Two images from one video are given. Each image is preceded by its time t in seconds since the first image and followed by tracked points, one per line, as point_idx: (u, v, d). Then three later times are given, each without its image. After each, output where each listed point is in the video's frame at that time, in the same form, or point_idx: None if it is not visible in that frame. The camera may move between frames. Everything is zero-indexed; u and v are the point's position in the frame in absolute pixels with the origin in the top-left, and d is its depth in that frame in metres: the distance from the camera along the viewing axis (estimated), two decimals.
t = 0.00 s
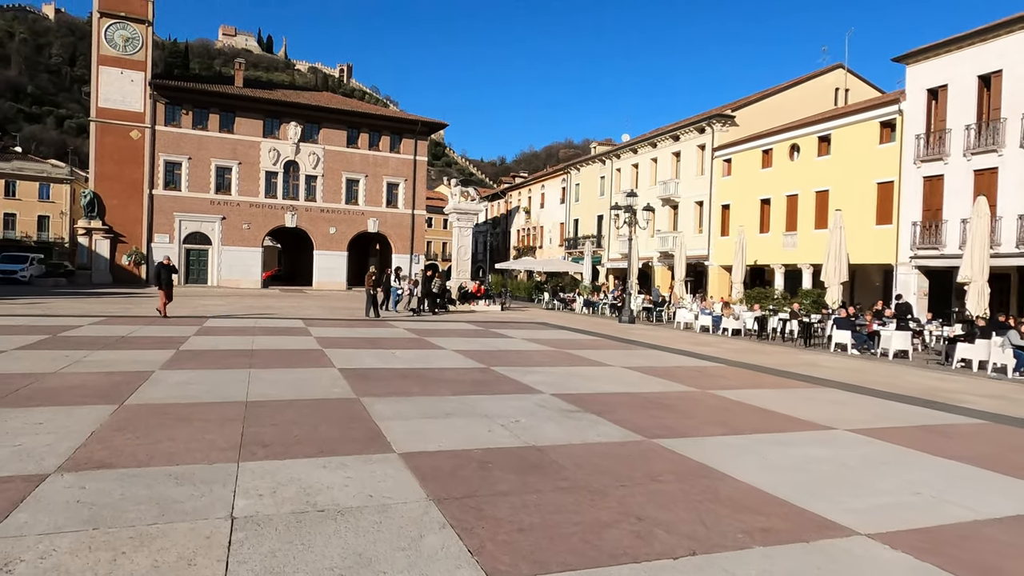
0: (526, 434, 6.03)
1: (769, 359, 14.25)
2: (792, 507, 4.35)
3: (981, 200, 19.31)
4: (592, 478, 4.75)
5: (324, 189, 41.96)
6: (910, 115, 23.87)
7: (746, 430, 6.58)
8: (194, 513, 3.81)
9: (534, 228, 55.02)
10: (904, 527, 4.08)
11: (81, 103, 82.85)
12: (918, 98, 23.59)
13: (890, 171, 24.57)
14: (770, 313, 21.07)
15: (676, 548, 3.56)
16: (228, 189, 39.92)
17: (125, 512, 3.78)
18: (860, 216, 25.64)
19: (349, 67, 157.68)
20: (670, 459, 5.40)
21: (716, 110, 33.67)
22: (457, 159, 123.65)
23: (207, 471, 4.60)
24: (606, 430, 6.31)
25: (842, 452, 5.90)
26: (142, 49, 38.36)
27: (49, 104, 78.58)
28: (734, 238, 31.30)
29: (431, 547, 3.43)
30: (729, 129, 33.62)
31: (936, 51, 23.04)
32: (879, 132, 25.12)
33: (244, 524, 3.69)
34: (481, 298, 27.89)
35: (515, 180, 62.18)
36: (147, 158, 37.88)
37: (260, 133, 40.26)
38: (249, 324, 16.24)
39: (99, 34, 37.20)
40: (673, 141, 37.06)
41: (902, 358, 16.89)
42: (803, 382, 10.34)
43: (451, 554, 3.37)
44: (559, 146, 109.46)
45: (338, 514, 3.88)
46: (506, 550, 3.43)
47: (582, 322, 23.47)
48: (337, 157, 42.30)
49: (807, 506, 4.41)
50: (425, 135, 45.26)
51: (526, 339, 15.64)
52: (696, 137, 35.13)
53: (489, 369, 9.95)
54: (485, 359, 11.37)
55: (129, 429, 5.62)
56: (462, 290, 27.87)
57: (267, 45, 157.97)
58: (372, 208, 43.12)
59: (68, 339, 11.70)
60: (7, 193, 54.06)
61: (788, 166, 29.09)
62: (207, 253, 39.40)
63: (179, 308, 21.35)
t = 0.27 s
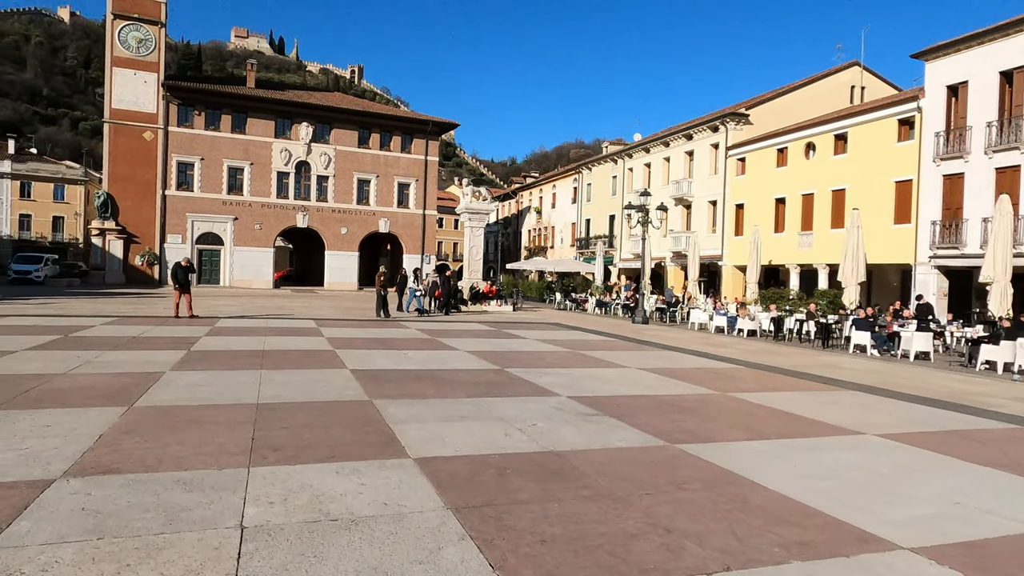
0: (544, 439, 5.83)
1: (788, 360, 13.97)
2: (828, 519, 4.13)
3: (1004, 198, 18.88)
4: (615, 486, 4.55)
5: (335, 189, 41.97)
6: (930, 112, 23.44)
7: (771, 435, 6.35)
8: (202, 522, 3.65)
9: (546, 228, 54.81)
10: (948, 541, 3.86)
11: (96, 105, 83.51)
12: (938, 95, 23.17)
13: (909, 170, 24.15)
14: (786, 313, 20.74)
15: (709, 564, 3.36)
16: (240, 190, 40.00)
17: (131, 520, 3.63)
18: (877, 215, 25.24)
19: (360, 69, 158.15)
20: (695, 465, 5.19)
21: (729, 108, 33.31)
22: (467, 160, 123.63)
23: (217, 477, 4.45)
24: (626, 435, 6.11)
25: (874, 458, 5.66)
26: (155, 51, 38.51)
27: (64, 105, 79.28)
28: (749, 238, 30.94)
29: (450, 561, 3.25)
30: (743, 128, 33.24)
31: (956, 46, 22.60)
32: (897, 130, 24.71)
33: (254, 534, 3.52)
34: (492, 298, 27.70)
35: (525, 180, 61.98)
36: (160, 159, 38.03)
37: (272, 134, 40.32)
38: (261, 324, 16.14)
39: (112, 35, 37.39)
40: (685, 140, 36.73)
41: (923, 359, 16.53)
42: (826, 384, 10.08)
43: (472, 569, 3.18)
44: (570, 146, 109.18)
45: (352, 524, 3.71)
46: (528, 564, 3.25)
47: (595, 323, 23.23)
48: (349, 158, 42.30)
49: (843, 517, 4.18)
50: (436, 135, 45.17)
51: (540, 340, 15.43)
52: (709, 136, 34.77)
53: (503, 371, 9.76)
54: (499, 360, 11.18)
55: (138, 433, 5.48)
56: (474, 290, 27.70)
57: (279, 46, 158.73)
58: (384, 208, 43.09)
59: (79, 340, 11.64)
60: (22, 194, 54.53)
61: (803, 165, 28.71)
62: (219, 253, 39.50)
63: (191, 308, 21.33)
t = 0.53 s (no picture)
0: (554, 447, 5.62)
1: (799, 363, 13.73)
2: (859, 535, 3.91)
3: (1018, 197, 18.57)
4: (632, 499, 4.34)
5: (340, 189, 41.85)
6: (942, 111, 23.12)
7: (790, 444, 6.13)
8: (199, 538, 3.46)
9: (551, 228, 54.59)
10: (989, 562, 3.63)
11: (102, 106, 83.68)
12: (949, 94, 22.85)
13: (920, 169, 23.85)
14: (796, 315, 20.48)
15: None
16: (245, 190, 39.92)
17: (123, 537, 3.44)
18: (888, 215, 24.94)
19: (365, 69, 158.24)
20: (714, 475, 4.98)
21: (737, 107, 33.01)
22: (472, 160, 123.53)
23: (217, 488, 4.27)
24: (640, 442, 5.89)
25: (900, 468, 5.43)
26: (160, 51, 38.46)
27: (71, 106, 79.47)
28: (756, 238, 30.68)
29: None
30: (750, 127, 32.95)
31: (969, 44, 22.28)
32: (907, 129, 24.41)
33: (254, 551, 3.33)
34: (498, 299, 27.50)
35: (531, 180, 61.79)
36: (165, 159, 37.97)
37: (277, 134, 40.23)
38: (265, 325, 15.97)
39: (118, 36, 37.36)
40: (692, 140, 36.47)
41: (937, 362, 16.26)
42: (841, 388, 9.84)
43: None
44: (575, 146, 108.95)
45: (357, 541, 3.51)
46: None
47: (602, 324, 23.01)
48: (354, 158, 42.19)
49: (874, 533, 3.96)
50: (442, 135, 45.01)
51: (548, 342, 15.22)
52: (716, 135, 34.50)
53: (511, 374, 9.55)
54: (506, 363, 10.97)
55: (135, 440, 5.29)
56: (479, 291, 27.49)
57: (284, 47, 158.95)
58: (388, 209, 42.95)
59: (82, 342, 11.47)
60: (28, 194, 54.61)
61: (812, 165, 28.42)
62: (224, 254, 39.45)
63: (196, 309, 21.18)
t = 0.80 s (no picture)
0: (564, 456, 5.42)
1: (810, 365, 13.51)
2: (888, 553, 3.71)
3: None
4: (648, 512, 4.15)
5: (344, 190, 41.75)
6: (951, 110, 22.84)
7: (808, 451, 5.92)
8: (193, 556, 3.28)
9: (555, 229, 54.39)
10: None
11: (107, 108, 83.82)
12: (959, 93, 22.58)
13: (929, 169, 23.58)
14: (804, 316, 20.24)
15: None
16: (249, 191, 39.84)
17: (113, 555, 3.26)
18: (897, 215, 24.68)
19: (368, 70, 158.29)
20: (732, 485, 4.78)
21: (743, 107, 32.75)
22: (476, 161, 123.42)
23: (214, 500, 4.09)
24: (653, 450, 5.70)
25: (923, 478, 5.22)
26: (164, 52, 38.41)
27: (76, 108, 79.66)
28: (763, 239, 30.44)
29: None
30: (757, 127, 32.68)
31: (979, 42, 22.00)
32: (916, 128, 24.13)
33: (250, 571, 3.16)
34: (503, 301, 27.33)
35: (535, 180, 61.60)
36: (169, 160, 37.91)
37: (281, 135, 40.15)
38: (269, 327, 15.80)
39: (122, 37, 37.33)
40: (698, 140, 36.24)
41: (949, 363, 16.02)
42: (855, 392, 9.62)
43: None
44: (578, 147, 108.82)
45: (360, 559, 3.33)
46: None
47: (608, 326, 22.80)
48: (358, 159, 42.09)
49: (903, 550, 3.76)
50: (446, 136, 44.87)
51: (554, 344, 15.03)
52: (722, 135, 34.25)
53: (517, 378, 9.36)
54: (512, 366, 10.78)
55: (132, 448, 5.12)
56: (484, 292, 27.31)
57: (289, 49, 159.11)
58: (392, 210, 42.84)
59: (82, 345, 11.33)
60: (33, 196, 54.66)
61: (819, 165, 28.16)
62: (228, 255, 39.38)
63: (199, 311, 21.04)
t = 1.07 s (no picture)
0: (578, 461, 5.23)
1: (823, 367, 13.27)
2: (924, 565, 3.52)
3: None
4: (668, 521, 3.96)
5: (349, 191, 41.64)
6: (963, 108, 22.55)
7: (829, 456, 5.71)
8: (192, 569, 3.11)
9: (561, 229, 54.19)
10: None
11: (114, 109, 84.01)
12: (971, 90, 22.29)
13: (941, 168, 23.30)
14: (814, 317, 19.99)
15: None
16: (254, 192, 39.76)
17: (108, 567, 3.10)
18: (907, 214, 24.39)
19: (373, 71, 158.47)
20: (754, 492, 4.58)
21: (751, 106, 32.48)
22: (481, 162, 123.29)
23: (215, 508, 3.92)
24: (669, 454, 5.51)
25: (952, 485, 5.02)
26: (170, 53, 38.41)
27: (82, 110, 79.89)
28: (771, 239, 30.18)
29: None
30: (764, 126, 32.40)
31: (991, 39, 21.72)
32: (927, 127, 23.84)
33: None
34: (509, 301, 27.14)
35: (540, 181, 61.42)
36: (175, 161, 37.88)
37: (286, 135, 40.08)
38: (274, 328, 15.66)
39: (127, 38, 37.34)
40: (705, 139, 35.98)
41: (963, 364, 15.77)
42: (872, 394, 9.40)
43: None
44: (583, 148, 108.59)
45: (369, 572, 3.16)
46: None
47: (616, 326, 22.59)
48: (363, 159, 41.99)
49: (939, 563, 3.56)
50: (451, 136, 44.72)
51: (562, 345, 14.85)
52: (729, 134, 34.00)
53: (526, 380, 9.17)
54: (520, 367, 10.59)
55: (132, 452, 4.96)
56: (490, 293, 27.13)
57: (294, 50, 159.40)
58: (398, 210, 42.71)
59: (86, 346, 11.20)
60: (39, 197, 54.74)
61: (828, 164, 27.89)
62: (233, 256, 39.31)
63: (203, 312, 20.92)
